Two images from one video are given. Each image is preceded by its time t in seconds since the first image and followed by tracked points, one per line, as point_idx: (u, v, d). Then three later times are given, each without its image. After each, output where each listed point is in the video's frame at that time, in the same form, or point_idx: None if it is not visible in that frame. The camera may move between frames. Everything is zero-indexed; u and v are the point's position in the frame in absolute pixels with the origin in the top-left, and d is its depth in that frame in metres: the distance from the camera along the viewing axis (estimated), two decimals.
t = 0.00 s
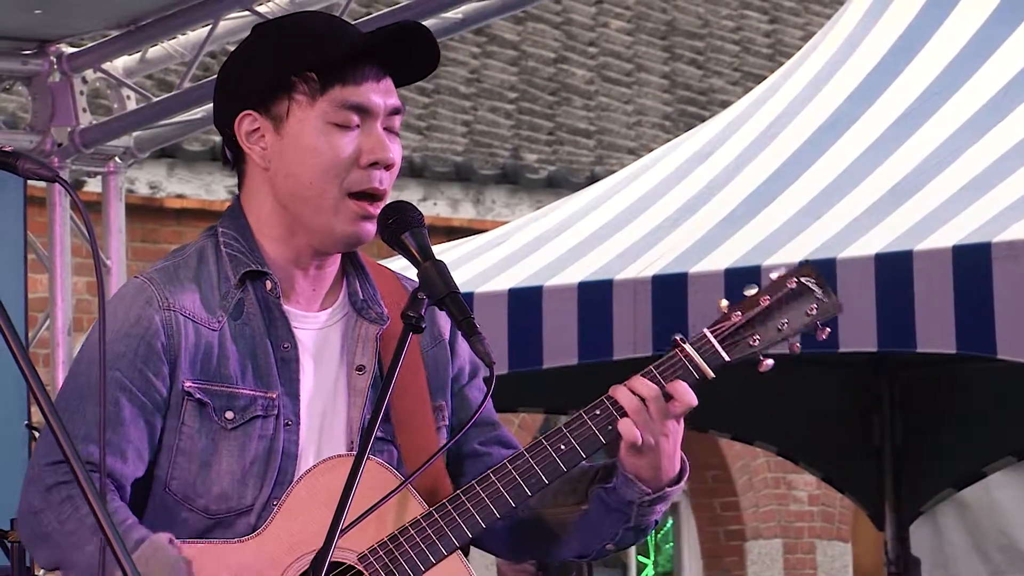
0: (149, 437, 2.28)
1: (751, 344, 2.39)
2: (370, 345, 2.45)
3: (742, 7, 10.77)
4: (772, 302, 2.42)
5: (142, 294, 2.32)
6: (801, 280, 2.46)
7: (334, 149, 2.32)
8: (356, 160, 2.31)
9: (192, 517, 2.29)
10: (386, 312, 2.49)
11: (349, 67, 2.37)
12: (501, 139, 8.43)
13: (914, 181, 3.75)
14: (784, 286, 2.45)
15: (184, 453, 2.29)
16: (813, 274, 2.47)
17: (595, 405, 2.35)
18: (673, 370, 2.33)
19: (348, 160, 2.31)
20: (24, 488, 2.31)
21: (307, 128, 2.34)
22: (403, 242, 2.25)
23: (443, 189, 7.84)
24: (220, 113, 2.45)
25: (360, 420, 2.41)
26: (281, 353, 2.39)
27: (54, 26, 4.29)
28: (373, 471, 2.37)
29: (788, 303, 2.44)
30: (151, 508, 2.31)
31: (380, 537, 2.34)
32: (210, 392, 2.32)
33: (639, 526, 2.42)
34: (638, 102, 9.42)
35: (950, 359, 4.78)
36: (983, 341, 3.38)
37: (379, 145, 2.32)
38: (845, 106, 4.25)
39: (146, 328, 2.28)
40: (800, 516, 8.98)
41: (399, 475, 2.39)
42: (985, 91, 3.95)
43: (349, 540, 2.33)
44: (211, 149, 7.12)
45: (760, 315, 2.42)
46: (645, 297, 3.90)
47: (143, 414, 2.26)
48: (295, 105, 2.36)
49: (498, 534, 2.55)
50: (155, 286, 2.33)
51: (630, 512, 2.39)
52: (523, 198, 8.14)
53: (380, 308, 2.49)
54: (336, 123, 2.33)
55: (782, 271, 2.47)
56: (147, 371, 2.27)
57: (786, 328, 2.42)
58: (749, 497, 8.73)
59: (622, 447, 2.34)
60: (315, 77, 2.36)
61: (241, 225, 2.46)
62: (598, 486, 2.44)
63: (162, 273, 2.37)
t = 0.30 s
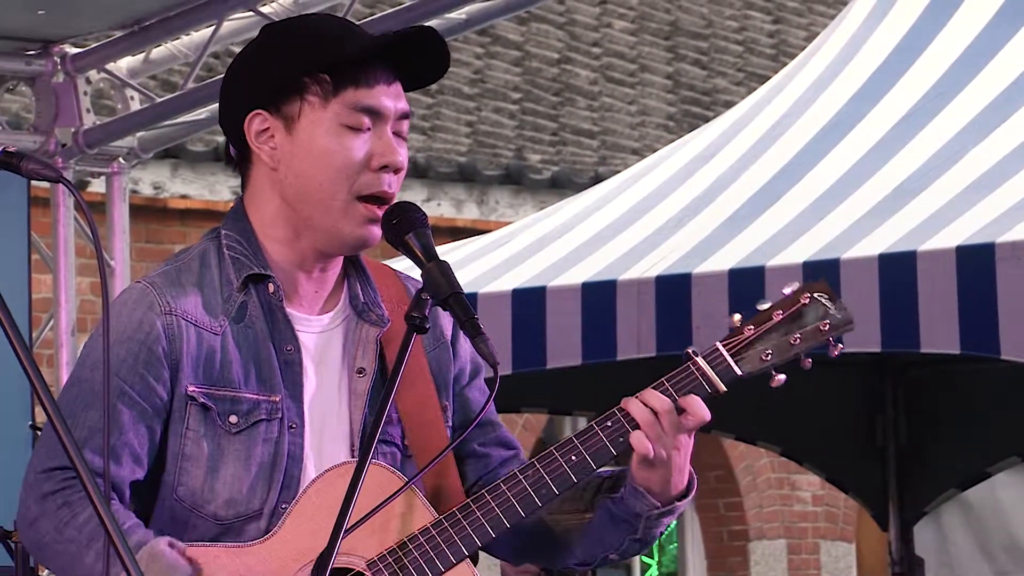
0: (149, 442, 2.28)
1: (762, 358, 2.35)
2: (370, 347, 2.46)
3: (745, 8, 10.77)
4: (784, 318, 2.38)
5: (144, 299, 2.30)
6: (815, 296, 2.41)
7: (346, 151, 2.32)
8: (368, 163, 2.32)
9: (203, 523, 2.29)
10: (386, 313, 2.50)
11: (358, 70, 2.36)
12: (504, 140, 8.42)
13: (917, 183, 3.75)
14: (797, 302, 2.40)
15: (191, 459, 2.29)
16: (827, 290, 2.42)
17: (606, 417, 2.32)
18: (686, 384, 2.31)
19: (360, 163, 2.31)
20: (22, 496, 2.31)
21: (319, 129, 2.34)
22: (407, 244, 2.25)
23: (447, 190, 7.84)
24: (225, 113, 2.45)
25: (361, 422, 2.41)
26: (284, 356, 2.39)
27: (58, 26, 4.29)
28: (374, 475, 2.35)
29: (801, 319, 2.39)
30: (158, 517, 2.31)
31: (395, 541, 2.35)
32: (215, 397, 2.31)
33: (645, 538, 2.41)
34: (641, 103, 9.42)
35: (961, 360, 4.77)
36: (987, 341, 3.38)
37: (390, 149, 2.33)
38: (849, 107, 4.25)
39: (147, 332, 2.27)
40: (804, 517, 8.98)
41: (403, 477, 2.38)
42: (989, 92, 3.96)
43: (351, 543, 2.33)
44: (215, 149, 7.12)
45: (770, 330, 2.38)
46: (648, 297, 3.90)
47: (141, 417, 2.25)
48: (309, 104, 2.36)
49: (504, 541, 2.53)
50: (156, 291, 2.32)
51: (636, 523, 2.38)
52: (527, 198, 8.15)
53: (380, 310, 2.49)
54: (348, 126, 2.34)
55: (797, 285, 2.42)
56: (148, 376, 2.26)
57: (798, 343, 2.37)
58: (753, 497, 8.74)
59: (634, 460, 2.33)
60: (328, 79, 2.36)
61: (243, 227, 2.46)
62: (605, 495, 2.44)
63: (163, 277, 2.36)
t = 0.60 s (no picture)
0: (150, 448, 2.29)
1: (781, 367, 2.37)
2: (375, 343, 2.46)
3: (751, 7, 10.77)
4: (805, 326, 2.40)
5: (145, 307, 2.31)
6: (835, 306, 2.44)
7: (350, 158, 2.31)
8: (370, 171, 2.31)
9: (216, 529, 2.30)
10: (389, 308, 2.51)
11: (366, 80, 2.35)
12: (510, 140, 8.42)
13: (922, 183, 3.75)
14: (817, 311, 2.43)
15: (198, 466, 2.30)
16: (846, 301, 2.45)
17: (625, 422, 2.34)
18: (704, 389, 2.32)
19: (362, 171, 2.30)
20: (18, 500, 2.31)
21: (322, 135, 2.34)
22: (413, 243, 2.26)
23: (453, 189, 7.84)
24: (229, 110, 2.44)
25: (367, 421, 2.40)
26: (290, 358, 2.39)
27: (63, 26, 4.30)
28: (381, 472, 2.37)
29: (821, 328, 2.42)
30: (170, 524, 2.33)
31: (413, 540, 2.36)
32: (220, 402, 2.32)
33: (655, 541, 2.41)
34: (647, 102, 9.42)
35: (966, 359, 4.78)
36: (993, 341, 3.38)
37: (393, 157, 2.32)
38: (855, 106, 4.25)
39: (148, 340, 2.27)
40: (810, 516, 8.99)
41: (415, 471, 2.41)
42: (993, 92, 3.96)
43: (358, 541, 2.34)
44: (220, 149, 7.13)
45: (791, 339, 2.40)
46: (654, 297, 3.90)
47: (144, 426, 2.27)
48: (314, 110, 2.35)
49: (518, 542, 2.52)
50: (157, 299, 2.33)
51: (650, 526, 2.37)
52: (533, 198, 8.15)
53: (384, 305, 2.50)
54: (352, 133, 2.33)
55: (816, 294, 2.44)
56: (147, 385, 2.26)
57: (817, 352, 2.39)
58: (759, 497, 8.73)
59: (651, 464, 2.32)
60: (334, 84, 2.34)
61: (245, 229, 2.45)
62: (619, 499, 2.41)
63: (164, 283, 2.37)
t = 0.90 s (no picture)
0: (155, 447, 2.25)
1: (781, 368, 2.35)
2: (377, 347, 2.40)
3: (757, 7, 10.77)
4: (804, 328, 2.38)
5: (148, 306, 2.27)
6: (834, 308, 2.42)
7: (288, 232, 2.18)
8: (315, 249, 2.18)
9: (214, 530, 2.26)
10: (393, 311, 2.43)
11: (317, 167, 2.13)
12: (516, 140, 8.42)
13: (928, 183, 3.75)
14: (817, 313, 2.41)
15: (199, 467, 2.26)
16: (846, 302, 2.43)
17: (625, 422, 2.31)
18: (704, 389, 2.29)
19: (306, 252, 2.18)
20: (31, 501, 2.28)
21: (262, 212, 2.19)
22: (418, 244, 2.26)
23: (459, 189, 7.85)
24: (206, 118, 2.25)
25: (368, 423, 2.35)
26: (288, 362, 2.34)
27: (68, 26, 4.29)
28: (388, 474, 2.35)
29: (821, 330, 2.40)
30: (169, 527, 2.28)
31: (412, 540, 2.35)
32: (221, 403, 2.28)
33: (657, 545, 2.35)
34: (652, 102, 9.42)
35: (969, 359, 4.77)
36: (1001, 341, 3.38)
37: (336, 235, 2.16)
38: (860, 107, 4.25)
39: (151, 340, 2.24)
40: (816, 516, 8.99)
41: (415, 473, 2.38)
42: (1001, 91, 3.95)
43: (363, 542, 2.34)
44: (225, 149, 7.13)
45: (791, 340, 2.37)
46: (660, 296, 3.90)
47: (148, 424, 2.23)
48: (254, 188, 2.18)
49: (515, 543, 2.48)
50: (158, 299, 2.29)
51: (651, 530, 2.32)
52: (538, 198, 8.15)
53: (387, 308, 2.42)
54: (290, 213, 2.17)
55: (816, 296, 2.41)
56: (153, 385, 2.23)
57: (816, 354, 2.37)
58: (765, 497, 8.73)
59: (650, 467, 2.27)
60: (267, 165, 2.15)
61: (239, 234, 2.40)
62: (620, 502, 2.37)
63: (163, 285, 2.32)
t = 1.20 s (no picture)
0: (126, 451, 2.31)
1: (758, 384, 2.38)
2: (353, 352, 2.46)
3: (759, 7, 10.77)
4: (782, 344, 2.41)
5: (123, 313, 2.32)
6: (816, 323, 2.44)
7: (246, 287, 2.26)
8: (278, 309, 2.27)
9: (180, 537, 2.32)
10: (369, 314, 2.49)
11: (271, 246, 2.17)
12: (518, 139, 8.41)
13: (931, 181, 3.76)
14: (797, 328, 2.44)
15: (171, 474, 2.32)
16: (828, 318, 2.45)
17: (597, 433, 2.33)
18: (679, 403, 2.32)
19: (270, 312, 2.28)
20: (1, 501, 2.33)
21: (228, 269, 2.27)
22: (421, 242, 2.27)
23: (461, 188, 7.86)
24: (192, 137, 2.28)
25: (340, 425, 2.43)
26: (262, 370, 2.40)
27: (71, 25, 4.29)
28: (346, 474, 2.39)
29: (799, 346, 2.43)
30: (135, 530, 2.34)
31: (392, 539, 2.41)
32: (194, 411, 2.34)
33: (625, 553, 2.38)
34: (655, 102, 9.41)
35: (968, 361, 4.75)
36: (1002, 341, 3.38)
37: (296, 302, 2.24)
38: (862, 107, 4.25)
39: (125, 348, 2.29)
40: (818, 515, 8.99)
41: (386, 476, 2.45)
42: (1004, 90, 3.96)
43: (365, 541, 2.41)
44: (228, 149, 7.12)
45: (768, 356, 2.41)
46: (661, 295, 3.91)
47: (121, 432, 2.28)
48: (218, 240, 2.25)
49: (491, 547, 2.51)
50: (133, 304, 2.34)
51: (618, 539, 2.35)
52: (541, 197, 8.16)
53: (365, 311, 2.47)
54: (252, 279, 2.24)
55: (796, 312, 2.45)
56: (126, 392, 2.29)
57: (794, 370, 2.40)
58: (767, 496, 8.73)
59: (621, 477, 2.29)
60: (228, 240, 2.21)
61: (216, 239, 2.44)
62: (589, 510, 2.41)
63: (142, 284, 2.40)
